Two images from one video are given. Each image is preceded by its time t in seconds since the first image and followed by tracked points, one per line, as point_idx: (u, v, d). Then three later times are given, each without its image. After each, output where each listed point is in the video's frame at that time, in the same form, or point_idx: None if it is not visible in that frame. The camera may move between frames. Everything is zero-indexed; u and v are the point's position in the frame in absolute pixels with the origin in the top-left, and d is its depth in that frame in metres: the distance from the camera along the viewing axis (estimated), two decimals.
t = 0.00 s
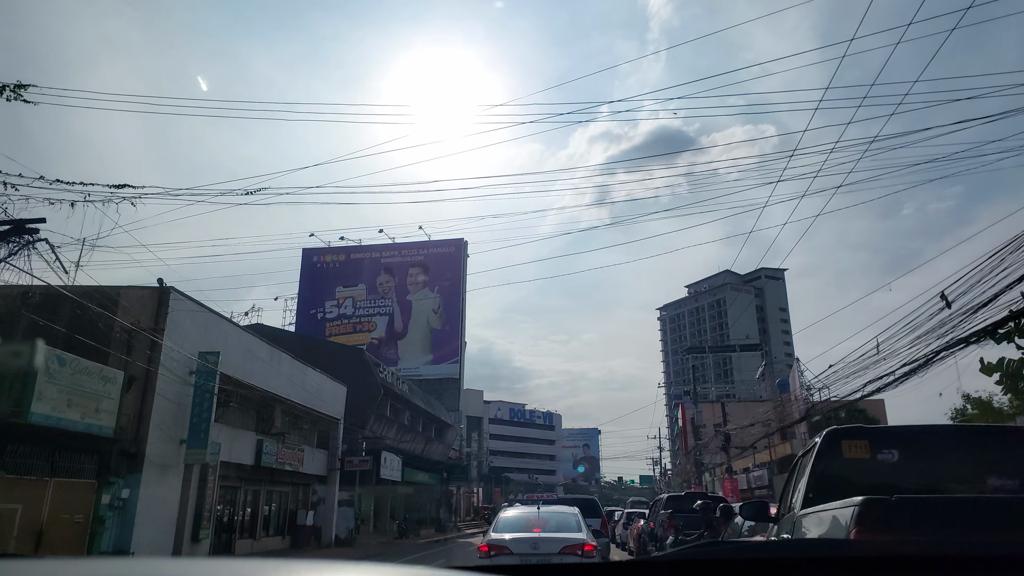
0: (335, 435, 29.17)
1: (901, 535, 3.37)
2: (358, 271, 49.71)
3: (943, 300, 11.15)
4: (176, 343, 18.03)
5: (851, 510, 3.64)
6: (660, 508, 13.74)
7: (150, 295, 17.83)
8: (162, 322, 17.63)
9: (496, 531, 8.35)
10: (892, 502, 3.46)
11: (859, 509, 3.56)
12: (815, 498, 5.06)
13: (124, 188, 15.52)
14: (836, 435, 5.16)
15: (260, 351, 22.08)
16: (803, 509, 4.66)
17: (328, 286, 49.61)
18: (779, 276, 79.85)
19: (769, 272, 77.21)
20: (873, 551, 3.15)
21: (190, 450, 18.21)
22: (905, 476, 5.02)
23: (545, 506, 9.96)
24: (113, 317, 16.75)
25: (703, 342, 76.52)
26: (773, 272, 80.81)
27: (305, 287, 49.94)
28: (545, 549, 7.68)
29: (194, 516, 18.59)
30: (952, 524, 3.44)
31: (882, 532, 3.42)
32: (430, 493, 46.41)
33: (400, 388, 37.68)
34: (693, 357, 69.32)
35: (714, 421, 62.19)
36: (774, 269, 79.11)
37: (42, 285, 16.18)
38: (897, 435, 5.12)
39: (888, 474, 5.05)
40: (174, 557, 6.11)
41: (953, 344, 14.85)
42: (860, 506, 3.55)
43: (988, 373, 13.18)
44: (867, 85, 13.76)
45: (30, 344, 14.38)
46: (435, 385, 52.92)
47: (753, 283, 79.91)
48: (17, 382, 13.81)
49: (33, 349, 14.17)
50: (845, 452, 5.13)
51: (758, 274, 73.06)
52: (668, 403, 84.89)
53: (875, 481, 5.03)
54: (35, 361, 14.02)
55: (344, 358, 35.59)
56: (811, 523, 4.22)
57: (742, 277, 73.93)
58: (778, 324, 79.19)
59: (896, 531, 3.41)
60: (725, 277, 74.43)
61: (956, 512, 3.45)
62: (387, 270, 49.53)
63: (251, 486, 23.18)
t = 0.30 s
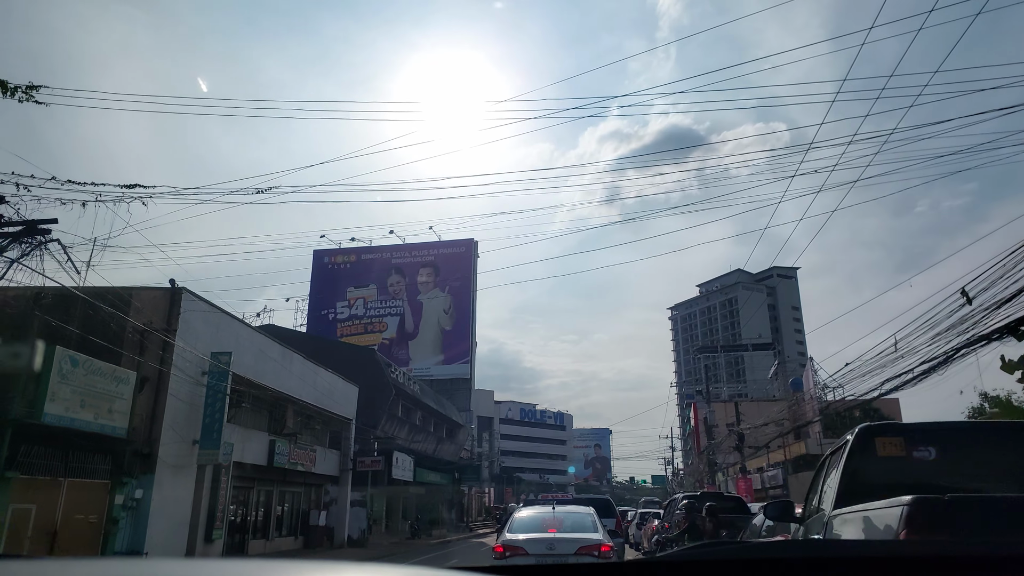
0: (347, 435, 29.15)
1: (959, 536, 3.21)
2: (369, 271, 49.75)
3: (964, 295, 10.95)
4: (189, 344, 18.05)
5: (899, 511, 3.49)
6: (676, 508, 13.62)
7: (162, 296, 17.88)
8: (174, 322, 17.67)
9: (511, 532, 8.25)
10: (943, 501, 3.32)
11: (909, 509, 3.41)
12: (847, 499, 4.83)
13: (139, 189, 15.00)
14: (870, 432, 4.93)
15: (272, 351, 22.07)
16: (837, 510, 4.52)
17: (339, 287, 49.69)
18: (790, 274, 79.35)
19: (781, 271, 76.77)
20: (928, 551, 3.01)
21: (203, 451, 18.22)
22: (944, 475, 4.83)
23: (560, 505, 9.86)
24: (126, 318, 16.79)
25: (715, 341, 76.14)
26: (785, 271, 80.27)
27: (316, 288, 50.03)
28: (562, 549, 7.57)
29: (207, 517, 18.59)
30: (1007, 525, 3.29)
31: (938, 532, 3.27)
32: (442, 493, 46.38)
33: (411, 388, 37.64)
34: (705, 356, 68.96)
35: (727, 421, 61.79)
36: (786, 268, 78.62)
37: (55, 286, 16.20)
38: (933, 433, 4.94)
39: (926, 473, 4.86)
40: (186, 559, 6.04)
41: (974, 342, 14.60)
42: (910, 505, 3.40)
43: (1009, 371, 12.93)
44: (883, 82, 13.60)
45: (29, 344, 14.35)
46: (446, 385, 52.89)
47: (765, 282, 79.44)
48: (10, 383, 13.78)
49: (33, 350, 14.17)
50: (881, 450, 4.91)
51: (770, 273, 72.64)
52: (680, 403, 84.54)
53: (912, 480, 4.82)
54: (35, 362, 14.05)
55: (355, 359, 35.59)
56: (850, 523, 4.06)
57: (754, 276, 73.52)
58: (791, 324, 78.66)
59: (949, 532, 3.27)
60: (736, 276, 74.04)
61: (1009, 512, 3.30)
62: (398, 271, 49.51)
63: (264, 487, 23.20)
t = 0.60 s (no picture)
0: (359, 435, 29.11)
1: None
2: (381, 271, 49.75)
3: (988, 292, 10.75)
4: (202, 343, 18.03)
5: (960, 513, 3.29)
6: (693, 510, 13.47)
7: (174, 295, 17.87)
8: (188, 320, 17.65)
9: (529, 532, 8.11)
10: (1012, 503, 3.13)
11: (976, 510, 3.20)
12: (887, 500, 4.64)
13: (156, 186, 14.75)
14: (911, 430, 4.75)
15: (285, 350, 22.08)
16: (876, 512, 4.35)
17: (351, 286, 49.76)
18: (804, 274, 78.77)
19: (794, 271, 76.19)
20: (1003, 554, 2.82)
21: (216, 450, 18.21)
22: (987, 476, 4.65)
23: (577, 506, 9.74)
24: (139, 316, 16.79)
25: (728, 341, 75.69)
26: (798, 271, 79.66)
27: (329, 287, 50.11)
28: (578, 551, 7.43)
29: (220, 516, 18.58)
30: None
31: (1005, 535, 3.07)
32: (454, 493, 46.30)
33: (423, 387, 37.59)
34: (718, 356, 68.56)
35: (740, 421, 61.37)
36: (799, 268, 78.00)
37: (69, 284, 16.20)
38: (976, 431, 4.77)
39: (969, 471, 4.69)
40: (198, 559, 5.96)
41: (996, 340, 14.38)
42: (976, 507, 3.21)
43: None
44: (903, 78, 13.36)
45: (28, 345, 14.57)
46: (458, 384, 52.84)
47: (778, 281, 78.88)
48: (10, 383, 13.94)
49: (32, 351, 14.32)
50: (922, 448, 4.73)
51: (784, 273, 72.28)
52: (692, 403, 84.09)
53: (955, 478, 4.64)
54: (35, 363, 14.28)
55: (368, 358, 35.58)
56: (895, 524, 3.88)
57: (767, 275, 73.07)
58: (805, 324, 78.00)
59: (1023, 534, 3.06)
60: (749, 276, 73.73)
61: None
62: (410, 271, 49.47)
63: (277, 486, 23.19)
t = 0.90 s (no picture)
0: (371, 434, 29.05)
1: None
2: (392, 271, 49.72)
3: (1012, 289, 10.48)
4: (214, 342, 18.02)
5: None
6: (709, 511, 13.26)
7: (186, 295, 17.87)
8: (200, 319, 17.65)
9: (545, 533, 7.96)
10: None
11: None
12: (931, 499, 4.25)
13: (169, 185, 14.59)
14: (956, 426, 4.39)
15: (296, 350, 22.03)
16: (920, 513, 4.05)
17: (362, 287, 49.77)
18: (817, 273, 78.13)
19: (807, 269, 75.59)
20: None
21: (228, 450, 18.18)
22: None
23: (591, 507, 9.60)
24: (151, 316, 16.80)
25: (740, 341, 75.16)
26: (811, 269, 79.04)
27: (339, 288, 50.16)
28: (596, 552, 7.27)
29: (233, 516, 18.54)
30: None
31: None
32: (466, 493, 46.20)
33: (434, 387, 37.52)
34: (730, 356, 68.13)
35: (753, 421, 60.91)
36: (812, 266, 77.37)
37: (81, 284, 16.24)
38: None
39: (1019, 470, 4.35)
40: (210, 560, 5.87)
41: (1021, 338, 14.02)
42: None
43: None
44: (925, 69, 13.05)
45: (29, 346, 14.60)
46: (469, 384, 52.76)
47: (791, 280, 78.26)
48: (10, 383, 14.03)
49: (33, 351, 14.41)
50: (969, 444, 4.37)
51: (796, 272, 71.80)
52: (704, 403, 83.62)
53: (1004, 479, 4.28)
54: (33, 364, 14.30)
55: (380, 358, 35.57)
56: (943, 526, 3.61)
57: (779, 274, 72.55)
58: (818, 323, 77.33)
59: None
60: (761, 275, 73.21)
61: None
62: (420, 271, 49.41)
63: (289, 486, 23.15)
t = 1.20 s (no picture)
0: (380, 434, 28.95)
1: None
2: (400, 271, 49.66)
3: None
4: (222, 340, 17.96)
5: None
6: (723, 512, 13.05)
7: (194, 293, 17.81)
8: (208, 318, 17.61)
9: (558, 533, 7.80)
10: None
11: None
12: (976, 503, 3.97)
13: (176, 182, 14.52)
14: (1002, 423, 4.09)
15: (305, 349, 21.96)
16: (963, 516, 3.85)
17: (371, 286, 49.75)
18: (828, 273, 77.58)
19: (817, 269, 75.05)
20: None
21: (237, 449, 18.11)
22: None
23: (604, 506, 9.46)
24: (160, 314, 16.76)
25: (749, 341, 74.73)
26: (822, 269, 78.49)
27: (348, 288, 50.16)
28: (611, 553, 7.11)
29: (242, 516, 18.46)
30: None
31: None
32: (475, 493, 46.07)
33: (443, 387, 37.42)
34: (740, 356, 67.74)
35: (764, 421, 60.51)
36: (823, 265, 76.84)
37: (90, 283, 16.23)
38: None
39: None
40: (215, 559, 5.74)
41: None
42: None
43: None
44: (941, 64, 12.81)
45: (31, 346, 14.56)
46: (478, 384, 52.66)
47: (800, 280, 77.73)
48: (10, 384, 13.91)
49: (34, 353, 14.38)
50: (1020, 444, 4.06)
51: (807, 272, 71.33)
52: (714, 403, 83.21)
53: None
54: (34, 365, 14.30)
55: (388, 357, 35.51)
56: (989, 528, 3.44)
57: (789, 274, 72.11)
58: (829, 323, 76.81)
59: None
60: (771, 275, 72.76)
61: None
62: (429, 270, 49.33)
63: (298, 485, 23.09)
